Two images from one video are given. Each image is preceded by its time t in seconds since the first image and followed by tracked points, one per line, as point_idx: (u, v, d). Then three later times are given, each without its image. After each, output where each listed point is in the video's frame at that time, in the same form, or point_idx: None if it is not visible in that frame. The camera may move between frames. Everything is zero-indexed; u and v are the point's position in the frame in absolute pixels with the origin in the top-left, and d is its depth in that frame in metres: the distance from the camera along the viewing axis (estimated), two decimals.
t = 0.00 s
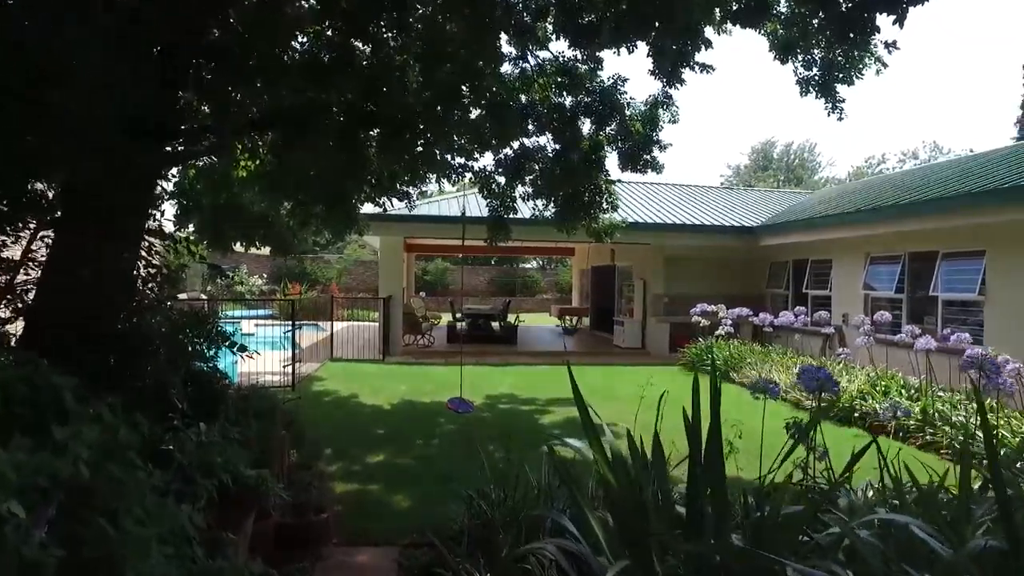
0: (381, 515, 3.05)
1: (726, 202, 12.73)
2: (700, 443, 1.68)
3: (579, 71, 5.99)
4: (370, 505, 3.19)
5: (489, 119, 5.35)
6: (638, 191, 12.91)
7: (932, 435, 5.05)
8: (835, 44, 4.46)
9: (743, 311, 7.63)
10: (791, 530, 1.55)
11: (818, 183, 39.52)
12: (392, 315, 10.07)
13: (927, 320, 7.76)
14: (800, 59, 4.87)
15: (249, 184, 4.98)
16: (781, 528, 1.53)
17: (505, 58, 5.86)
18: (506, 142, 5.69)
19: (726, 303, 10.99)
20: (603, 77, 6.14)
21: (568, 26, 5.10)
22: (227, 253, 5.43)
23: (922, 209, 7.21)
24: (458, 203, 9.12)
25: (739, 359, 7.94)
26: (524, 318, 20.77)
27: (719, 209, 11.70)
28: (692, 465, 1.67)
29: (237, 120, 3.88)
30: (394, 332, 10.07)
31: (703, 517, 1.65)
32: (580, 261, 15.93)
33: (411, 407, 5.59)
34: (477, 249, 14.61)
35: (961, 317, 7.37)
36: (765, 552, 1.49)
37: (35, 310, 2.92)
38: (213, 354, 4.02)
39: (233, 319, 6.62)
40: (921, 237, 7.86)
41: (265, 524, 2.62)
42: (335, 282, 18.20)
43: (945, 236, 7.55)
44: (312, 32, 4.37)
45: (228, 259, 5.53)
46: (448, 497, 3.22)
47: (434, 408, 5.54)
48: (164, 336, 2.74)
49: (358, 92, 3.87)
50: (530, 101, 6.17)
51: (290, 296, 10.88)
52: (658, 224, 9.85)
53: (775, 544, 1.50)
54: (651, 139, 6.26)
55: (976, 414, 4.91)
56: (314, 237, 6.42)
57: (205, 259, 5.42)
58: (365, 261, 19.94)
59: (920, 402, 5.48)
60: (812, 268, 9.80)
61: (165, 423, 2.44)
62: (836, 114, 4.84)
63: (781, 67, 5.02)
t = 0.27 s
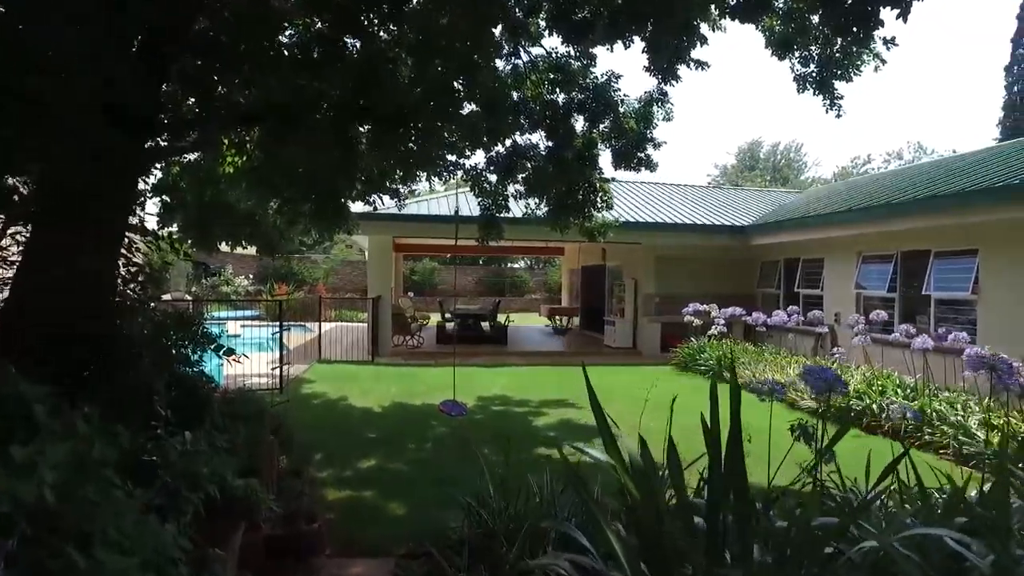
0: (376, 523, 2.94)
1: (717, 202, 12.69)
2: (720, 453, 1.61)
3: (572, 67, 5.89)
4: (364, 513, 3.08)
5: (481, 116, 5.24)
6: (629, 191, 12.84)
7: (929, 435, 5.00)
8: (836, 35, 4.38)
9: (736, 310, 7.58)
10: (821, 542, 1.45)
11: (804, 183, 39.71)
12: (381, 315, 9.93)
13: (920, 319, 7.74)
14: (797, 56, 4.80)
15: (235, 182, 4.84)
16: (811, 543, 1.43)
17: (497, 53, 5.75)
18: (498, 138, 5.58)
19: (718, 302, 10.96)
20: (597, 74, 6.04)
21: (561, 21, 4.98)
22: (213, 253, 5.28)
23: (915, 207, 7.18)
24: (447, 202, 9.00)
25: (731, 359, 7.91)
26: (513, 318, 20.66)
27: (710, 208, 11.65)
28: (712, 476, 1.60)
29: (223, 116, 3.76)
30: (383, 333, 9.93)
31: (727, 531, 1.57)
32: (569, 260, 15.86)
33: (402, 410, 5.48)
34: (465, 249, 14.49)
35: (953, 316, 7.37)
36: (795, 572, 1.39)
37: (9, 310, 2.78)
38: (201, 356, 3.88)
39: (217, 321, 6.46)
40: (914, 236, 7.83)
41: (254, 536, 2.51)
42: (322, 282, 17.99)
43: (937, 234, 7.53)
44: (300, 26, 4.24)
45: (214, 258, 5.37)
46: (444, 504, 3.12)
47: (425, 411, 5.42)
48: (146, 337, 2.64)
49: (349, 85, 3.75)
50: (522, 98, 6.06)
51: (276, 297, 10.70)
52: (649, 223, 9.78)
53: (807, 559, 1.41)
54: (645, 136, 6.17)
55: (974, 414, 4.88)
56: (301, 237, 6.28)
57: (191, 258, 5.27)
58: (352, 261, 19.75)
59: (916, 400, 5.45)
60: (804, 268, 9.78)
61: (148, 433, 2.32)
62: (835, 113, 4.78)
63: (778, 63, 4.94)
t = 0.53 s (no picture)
0: (367, 533, 2.83)
1: (706, 201, 12.66)
2: (740, 462, 1.54)
3: (563, 64, 5.79)
4: (354, 522, 2.97)
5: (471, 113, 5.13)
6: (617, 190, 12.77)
7: (925, 435, 4.97)
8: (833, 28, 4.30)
9: (727, 310, 7.53)
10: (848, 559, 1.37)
11: (789, 182, 39.92)
12: (368, 316, 9.79)
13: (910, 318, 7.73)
14: (792, 53, 4.71)
15: (219, 180, 4.71)
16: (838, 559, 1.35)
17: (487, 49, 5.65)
18: (488, 136, 5.47)
19: (708, 302, 10.93)
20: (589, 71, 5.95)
21: (553, 17, 4.86)
22: (196, 253, 5.14)
23: (906, 207, 7.16)
24: (436, 202, 8.88)
25: (722, 359, 7.85)
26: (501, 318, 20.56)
27: (699, 207, 11.61)
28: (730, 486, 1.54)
29: (206, 112, 3.63)
30: (370, 334, 9.79)
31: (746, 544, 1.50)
32: (557, 260, 15.78)
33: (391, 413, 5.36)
34: (453, 248, 14.37)
35: (944, 315, 7.36)
36: None
37: None
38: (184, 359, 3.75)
39: (201, 323, 6.30)
40: (904, 235, 7.82)
41: (240, 549, 2.39)
42: (308, 283, 17.78)
43: (928, 234, 7.51)
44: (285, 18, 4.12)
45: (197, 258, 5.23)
46: (437, 513, 3.01)
47: (415, 414, 5.31)
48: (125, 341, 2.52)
49: (338, 79, 3.64)
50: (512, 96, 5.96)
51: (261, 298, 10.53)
52: (639, 223, 9.72)
53: None
54: (637, 134, 6.08)
55: (969, 414, 4.84)
56: (287, 236, 6.14)
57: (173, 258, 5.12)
58: (337, 261, 19.55)
59: (910, 400, 5.42)
60: (793, 267, 9.76)
61: (127, 445, 2.20)
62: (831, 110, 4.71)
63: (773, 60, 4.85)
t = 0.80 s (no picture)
0: (358, 542, 2.73)
1: (695, 200, 12.62)
2: (759, 465, 1.48)
3: (554, 60, 5.70)
4: (344, 530, 2.87)
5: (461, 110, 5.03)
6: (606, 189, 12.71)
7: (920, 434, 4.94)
8: (830, 21, 4.23)
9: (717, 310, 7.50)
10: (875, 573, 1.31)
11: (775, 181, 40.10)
12: (355, 316, 9.65)
13: (899, 317, 7.72)
14: (788, 51, 4.63)
15: (202, 178, 4.58)
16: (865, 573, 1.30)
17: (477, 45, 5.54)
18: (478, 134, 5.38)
19: (698, 301, 10.89)
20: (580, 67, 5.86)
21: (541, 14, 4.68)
22: (179, 253, 5.00)
23: (897, 205, 7.14)
24: (424, 200, 8.77)
25: (713, 358, 7.82)
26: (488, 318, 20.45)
27: (688, 206, 11.56)
28: (749, 492, 1.48)
29: (189, 108, 3.53)
30: (357, 335, 9.66)
31: (769, 551, 1.44)
32: (545, 259, 15.71)
33: (380, 415, 5.26)
34: (440, 248, 14.25)
35: (934, 314, 7.36)
36: None
37: None
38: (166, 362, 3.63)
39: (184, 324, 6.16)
40: (894, 234, 7.81)
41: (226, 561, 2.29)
42: (293, 283, 17.57)
43: (918, 233, 7.50)
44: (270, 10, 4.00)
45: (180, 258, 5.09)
46: (430, 520, 2.92)
47: (405, 416, 5.21)
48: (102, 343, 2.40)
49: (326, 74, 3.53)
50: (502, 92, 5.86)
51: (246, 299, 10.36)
52: (628, 222, 9.65)
53: None
54: (629, 132, 6.01)
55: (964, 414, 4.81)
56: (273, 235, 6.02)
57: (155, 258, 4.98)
58: (324, 261, 19.38)
59: (903, 399, 5.41)
60: (783, 266, 9.74)
61: (104, 457, 2.09)
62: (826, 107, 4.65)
63: (768, 57, 4.77)
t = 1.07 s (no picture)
0: (349, 552, 2.62)
1: (684, 199, 12.57)
2: (781, 479, 1.43)
3: (545, 56, 5.60)
4: (334, 539, 2.76)
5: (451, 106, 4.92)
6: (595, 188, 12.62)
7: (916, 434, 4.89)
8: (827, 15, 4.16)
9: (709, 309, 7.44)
10: None
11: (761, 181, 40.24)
12: (343, 317, 9.50)
13: (891, 316, 7.70)
14: (784, 45, 4.55)
15: (185, 174, 4.44)
16: None
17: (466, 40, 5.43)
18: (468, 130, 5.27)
19: (688, 300, 10.84)
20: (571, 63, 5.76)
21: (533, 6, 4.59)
22: (160, 253, 4.86)
23: (889, 204, 7.10)
24: (412, 199, 8.64)
25: (705, 358, 7.75)
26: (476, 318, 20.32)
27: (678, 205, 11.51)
28: (772, 505, 1.42)
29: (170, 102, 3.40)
30: (345, 336, 9.51)
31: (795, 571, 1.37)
32: (534, 258, 15.60)
33: (369, 418, 5.14)
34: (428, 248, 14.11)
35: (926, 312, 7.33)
36: None
37: None
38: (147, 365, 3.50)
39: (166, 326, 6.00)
40: (886, 232, 7.78)
41: None
42: (279, 283, 17.35)
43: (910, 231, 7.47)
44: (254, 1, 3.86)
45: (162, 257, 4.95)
46: (423, 528, 2.82)
47: (394, 419, 5.09)
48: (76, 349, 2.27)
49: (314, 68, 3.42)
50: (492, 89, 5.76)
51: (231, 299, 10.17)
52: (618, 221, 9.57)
53: None
54: (621, 128, 5.91)
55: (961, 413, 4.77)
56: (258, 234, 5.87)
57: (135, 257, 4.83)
58: (309, 261, 19.15)
59: (898, 399, 5.37)
60: (773, 264, 9.71)
61: (77, 469, 1.97)
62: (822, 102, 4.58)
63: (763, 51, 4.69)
